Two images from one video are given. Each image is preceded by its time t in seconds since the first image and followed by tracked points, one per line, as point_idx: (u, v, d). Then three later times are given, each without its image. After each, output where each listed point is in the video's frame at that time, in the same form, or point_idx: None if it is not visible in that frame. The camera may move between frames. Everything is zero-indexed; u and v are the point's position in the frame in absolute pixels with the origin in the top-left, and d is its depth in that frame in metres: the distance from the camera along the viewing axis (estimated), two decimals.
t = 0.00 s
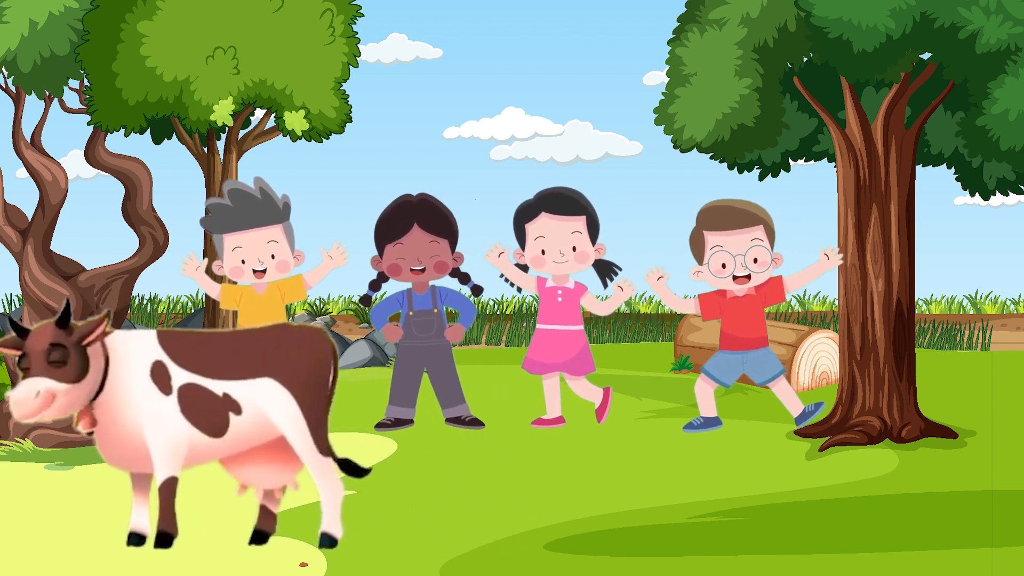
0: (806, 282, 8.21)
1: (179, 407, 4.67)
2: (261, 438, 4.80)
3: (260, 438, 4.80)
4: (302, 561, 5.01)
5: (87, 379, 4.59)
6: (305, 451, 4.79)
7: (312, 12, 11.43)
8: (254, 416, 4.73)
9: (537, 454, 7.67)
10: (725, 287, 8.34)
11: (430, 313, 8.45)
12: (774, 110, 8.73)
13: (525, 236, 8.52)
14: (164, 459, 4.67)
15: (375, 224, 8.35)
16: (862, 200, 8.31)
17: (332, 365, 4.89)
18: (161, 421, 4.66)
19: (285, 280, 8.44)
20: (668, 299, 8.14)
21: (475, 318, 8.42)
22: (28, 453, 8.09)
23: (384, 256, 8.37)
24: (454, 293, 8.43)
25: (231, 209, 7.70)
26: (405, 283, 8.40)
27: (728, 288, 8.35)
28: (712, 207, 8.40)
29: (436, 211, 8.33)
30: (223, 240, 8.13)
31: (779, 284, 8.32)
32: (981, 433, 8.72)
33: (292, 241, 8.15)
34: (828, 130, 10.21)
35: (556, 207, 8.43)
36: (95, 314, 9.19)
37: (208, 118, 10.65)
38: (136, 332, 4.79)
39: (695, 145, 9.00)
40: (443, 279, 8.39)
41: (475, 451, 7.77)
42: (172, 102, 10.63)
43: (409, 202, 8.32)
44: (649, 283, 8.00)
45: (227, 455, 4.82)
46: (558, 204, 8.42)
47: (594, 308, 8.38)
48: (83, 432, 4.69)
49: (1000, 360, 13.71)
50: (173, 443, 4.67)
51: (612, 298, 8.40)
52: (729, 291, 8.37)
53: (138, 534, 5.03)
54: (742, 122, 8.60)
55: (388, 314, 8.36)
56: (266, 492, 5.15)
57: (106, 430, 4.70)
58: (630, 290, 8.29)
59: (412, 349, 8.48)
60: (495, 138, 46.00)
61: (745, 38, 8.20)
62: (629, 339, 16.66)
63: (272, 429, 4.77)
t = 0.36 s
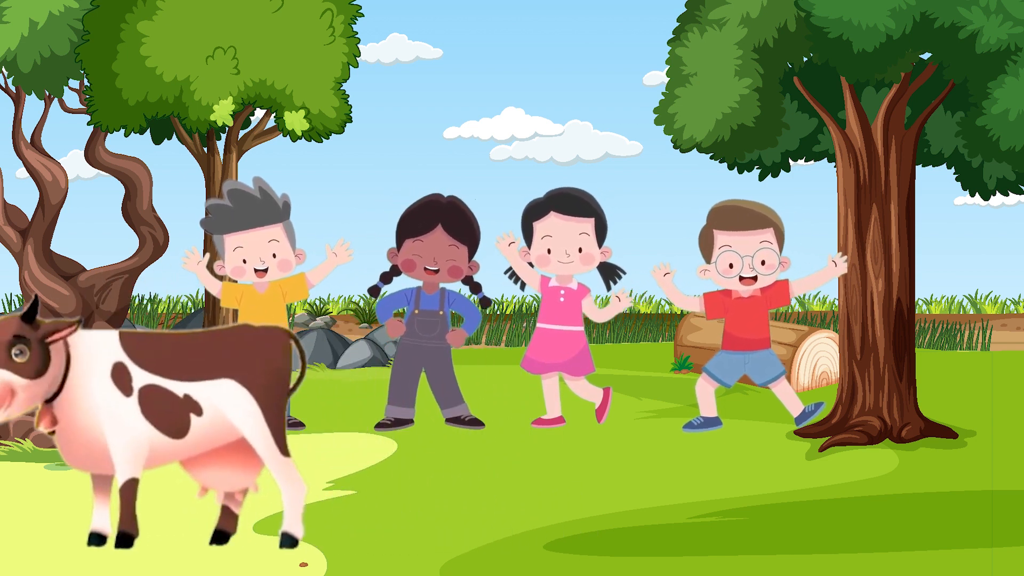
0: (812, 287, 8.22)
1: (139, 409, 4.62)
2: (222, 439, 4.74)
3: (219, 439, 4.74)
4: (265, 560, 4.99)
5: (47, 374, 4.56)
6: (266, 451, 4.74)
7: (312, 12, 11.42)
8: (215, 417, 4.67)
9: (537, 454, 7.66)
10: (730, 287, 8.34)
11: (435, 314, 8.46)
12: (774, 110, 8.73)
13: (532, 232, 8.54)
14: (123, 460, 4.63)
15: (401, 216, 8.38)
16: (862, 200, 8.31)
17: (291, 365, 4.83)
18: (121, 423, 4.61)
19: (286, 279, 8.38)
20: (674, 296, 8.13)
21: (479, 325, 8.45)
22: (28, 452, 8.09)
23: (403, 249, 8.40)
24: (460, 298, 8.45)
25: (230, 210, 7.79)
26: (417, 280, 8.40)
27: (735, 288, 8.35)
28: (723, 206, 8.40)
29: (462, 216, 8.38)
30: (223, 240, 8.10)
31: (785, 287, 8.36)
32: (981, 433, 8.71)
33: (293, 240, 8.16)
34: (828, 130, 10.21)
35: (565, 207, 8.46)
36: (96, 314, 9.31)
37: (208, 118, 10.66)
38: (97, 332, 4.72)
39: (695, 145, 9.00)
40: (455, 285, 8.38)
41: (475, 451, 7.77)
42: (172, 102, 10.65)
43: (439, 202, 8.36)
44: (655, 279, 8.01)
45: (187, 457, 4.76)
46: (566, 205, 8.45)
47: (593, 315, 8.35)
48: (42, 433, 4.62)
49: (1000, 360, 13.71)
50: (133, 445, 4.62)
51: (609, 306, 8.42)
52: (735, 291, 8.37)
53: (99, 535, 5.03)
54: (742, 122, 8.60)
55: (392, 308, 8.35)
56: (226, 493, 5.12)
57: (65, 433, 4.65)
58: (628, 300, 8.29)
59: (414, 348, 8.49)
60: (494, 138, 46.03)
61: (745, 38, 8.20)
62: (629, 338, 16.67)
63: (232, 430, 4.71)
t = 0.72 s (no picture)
0: (823, 301, 8.27)
1: (96, 405, 4.60)
2: (179, 437, 4.72)
3: (177, 437, 4.72)
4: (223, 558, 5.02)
5: None
6: (223, 450, 4.73)
7: (312, 12, 11.42)
8: (172, 415, 4.66)
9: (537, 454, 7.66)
10: (745, 286, 8.38)
11: (435, 313, 8.46)
12: (774, 110, 8.73)
13: (540, 234, 8.56)
14: (80, 457, 4.60)
15: (399, 217, 8.40)
16: (862, 200, 8.31)
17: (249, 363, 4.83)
18: (78, 419, 4.59)
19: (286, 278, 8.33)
20: (688, 287, 8.14)
21: (478, 325, 8.44)
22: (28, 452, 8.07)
23: (402, 249, 8.41)
24: (460, 297, 8.46)
25: (231, 210, 7.91)
26: (416, 280, 8.40)
27: (748, 288, 8.38)
28: (750, 206, 8.45)
29: (461, 216, 8.39)
30: (223, 240, 8.09)
31: (799, 295, 8.38)
32: (981, 433, 8.72)
33: (293, 240, 8.16)
34: (828, 130, 10.21)
35: (575, 214, 8.50)
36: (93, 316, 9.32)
37: (208, 118, 10.66)
38: (56, 327, 4.70)
39: (695, 145, 9.01)
40: (453, 284, 8.37)
41: (475, 451, 7.77)
42: (172, 102, 10.66)
43: (437, 202, 8.38)
44: (671, 266, 8.02)
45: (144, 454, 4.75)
46: (579, 211, 8.49)
47: (591, 320, 8.37)
48: None
49: (1000, 360, 13.71)
50: (90, 442, 4.60)
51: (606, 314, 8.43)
52: (748, 291, 8.38)
53: (59, 534, 5.02)
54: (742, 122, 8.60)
55: (392, 309, 8.36)
56: (185, 492, 5.14)
57: (22, 427, 4.62)
58: (626, 312, 8.30)
59: (413, 349, 8.49)
60: (494, 138, 46.02)
61: (745, 38, 8.20)
62: (629, 338, 16.67)
63: (191, 428, 4.70)
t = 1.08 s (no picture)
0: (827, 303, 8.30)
1: (55, 404, 4.74)
2: (140, 435, 4.80)
3: (137, 435, 4.80)
4: (179, 558, 5.07)
5: None
6: (182, 448, 4.81)
7: (312, 12, 11.41)
8: (131, 413, 4.74)
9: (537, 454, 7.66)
10: (750, 286, 8.38)
11: (431, 312, 8.46)
12: (774, 110, 8.73)
13: (544, 239, 8.58)
14: (41, 455, 4.79)
15: (378, 225, 8.40)
16: (862, 200, 8.31)
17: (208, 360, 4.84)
18: (38, 417, 4.76)
19: (285, 278, 8.32)
20: (694, 285, 8.14)
21: (475, 320, 8.44)
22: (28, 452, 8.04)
23: (387, 255, 8.40)
24: (454, 293, 8.45)
25: (231, 209, 7.95)
26: (407, 283, 8.40)
27: (752, 288, 8.38)
28: (757, 206, 8.47)
29: (438, 212, 8.38)
30: (222, 240, 8.10)
31: (802, 296, 8.39)
32: (981, 433, 8.72)
33: (292, 240, 8.19)
34: (828, 130, 10.21)
35: (582, 223, 8.52)
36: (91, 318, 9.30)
37: (208, 118, 10.66)
38: (20, 326, 4.85)
39: (695, 145, 9.01)
40: (444, 280, 8.40)
41: (475, 451, 7.76)
42: (172, 102, 10.67)
43: (412, 202, 8.37)
44: (677, 264, 8.02)
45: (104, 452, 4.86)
46: (586, 221, 8.51)
47: (595, 319, 8.39)
48: None
49: (1000, 360, 13.70)
50: (51, 439, 4.77)
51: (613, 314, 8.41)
52: (752, 291, 8.38)
53: (20, 534, 5.18)
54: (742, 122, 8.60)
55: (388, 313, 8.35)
56: (145, 490, 5.15)
57: None
58: (634, 311, 8.28)
59: (413, 350, 8.48)
60: (494, 138, 46.01)
61: (745, 38, 8.20)
62: (629, 338, 16.66)
63: (150, 427, 4.77)
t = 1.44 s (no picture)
0: (818, 291, 8.22)
1: (20, 405, 4.81)
2: (104, 435, 4.84)
3: (101, 436, 4.84)
4: (151, 557, 5.07)
5: None
6: (146, 449, 4.82)
7: (312, 12, 11.42)
8: (95, 414, 4.78)
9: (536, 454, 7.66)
10: (736, 286, 8.38)
11: (427, 312, 8.46)
12: (774, 110, 8.74)
13: (542, 238, 8.57)
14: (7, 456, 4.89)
15: (362, 230, 8.39)
16: (862, 200, 8.31)
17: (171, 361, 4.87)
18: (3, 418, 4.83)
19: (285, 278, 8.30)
20: (680, 293, 8.15)
21: (472, 315, 8.45)
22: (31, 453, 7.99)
23: (377, 259, 8.39)
24: (450, 291, 8.47)
25: (231, 209, 8.01)
26: (400, 284, 8.40)
27: (740, 288, 8.38)
28: (734, 206, 8.46)
29: (420, 208, 8.38)
30: (222, 240, 8.13)
31: (791, 290, 8.37)
32: (981, 433, 8.72)
33: (292, 240, 8.22)
34: (828, 130, 10.21)
35: (579, 223, 8.52)
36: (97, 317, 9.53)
37: (208, 118, 10.67)
38: None
39: (695, 145, 9.01)
40: (436, 276, 8.39)
41: (475, 451, 7.76)
42: (172, 102, 10.68)
43: (394, 202, 8.37)
44: (661, 274, 8.02)
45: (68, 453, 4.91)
46: (583, 221, 8.51)
47: (595, 312, 8.39)
48: None
49: (1000, 360, 13.71)
50: (16, 440, 4.85)
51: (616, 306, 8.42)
52: (740, 291, 8.39)
53: None
54: (742, 122, 8.60)
55: (385, 316, 8.35)
56: (109, 491, 5.22)
57: None
58: (637, 300, 8.29)
59: (411, 350, 8.48)
60: (493, 137, 46.01)
61: (745, 38, 8.20)
62: (629, 338, 16.67)
63: (114, 428, 4.81)
